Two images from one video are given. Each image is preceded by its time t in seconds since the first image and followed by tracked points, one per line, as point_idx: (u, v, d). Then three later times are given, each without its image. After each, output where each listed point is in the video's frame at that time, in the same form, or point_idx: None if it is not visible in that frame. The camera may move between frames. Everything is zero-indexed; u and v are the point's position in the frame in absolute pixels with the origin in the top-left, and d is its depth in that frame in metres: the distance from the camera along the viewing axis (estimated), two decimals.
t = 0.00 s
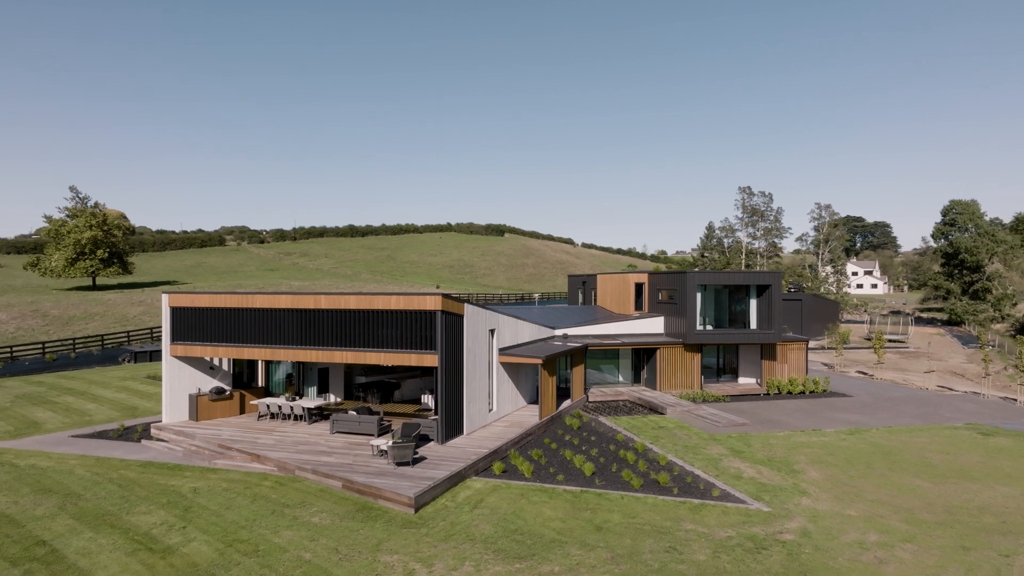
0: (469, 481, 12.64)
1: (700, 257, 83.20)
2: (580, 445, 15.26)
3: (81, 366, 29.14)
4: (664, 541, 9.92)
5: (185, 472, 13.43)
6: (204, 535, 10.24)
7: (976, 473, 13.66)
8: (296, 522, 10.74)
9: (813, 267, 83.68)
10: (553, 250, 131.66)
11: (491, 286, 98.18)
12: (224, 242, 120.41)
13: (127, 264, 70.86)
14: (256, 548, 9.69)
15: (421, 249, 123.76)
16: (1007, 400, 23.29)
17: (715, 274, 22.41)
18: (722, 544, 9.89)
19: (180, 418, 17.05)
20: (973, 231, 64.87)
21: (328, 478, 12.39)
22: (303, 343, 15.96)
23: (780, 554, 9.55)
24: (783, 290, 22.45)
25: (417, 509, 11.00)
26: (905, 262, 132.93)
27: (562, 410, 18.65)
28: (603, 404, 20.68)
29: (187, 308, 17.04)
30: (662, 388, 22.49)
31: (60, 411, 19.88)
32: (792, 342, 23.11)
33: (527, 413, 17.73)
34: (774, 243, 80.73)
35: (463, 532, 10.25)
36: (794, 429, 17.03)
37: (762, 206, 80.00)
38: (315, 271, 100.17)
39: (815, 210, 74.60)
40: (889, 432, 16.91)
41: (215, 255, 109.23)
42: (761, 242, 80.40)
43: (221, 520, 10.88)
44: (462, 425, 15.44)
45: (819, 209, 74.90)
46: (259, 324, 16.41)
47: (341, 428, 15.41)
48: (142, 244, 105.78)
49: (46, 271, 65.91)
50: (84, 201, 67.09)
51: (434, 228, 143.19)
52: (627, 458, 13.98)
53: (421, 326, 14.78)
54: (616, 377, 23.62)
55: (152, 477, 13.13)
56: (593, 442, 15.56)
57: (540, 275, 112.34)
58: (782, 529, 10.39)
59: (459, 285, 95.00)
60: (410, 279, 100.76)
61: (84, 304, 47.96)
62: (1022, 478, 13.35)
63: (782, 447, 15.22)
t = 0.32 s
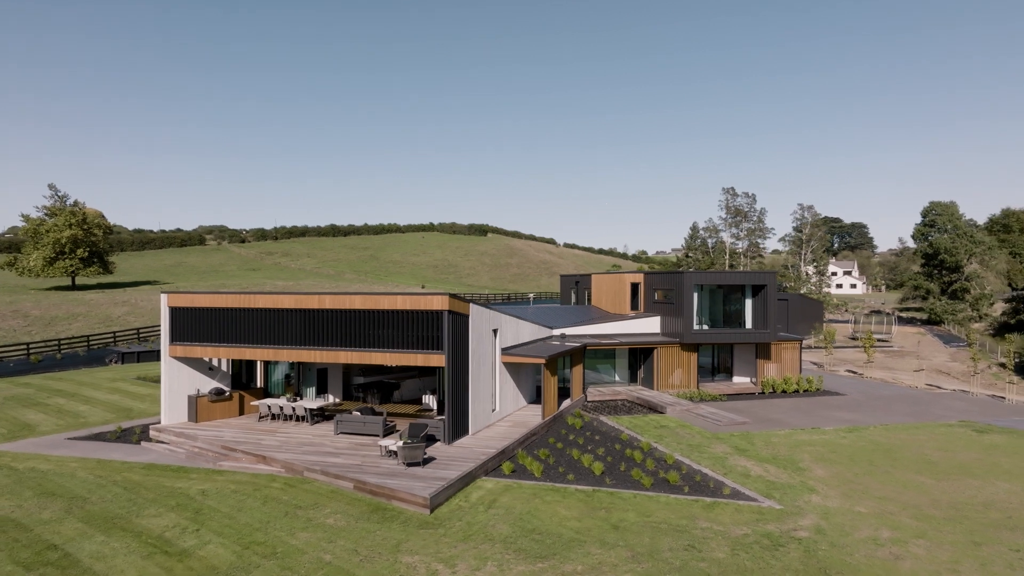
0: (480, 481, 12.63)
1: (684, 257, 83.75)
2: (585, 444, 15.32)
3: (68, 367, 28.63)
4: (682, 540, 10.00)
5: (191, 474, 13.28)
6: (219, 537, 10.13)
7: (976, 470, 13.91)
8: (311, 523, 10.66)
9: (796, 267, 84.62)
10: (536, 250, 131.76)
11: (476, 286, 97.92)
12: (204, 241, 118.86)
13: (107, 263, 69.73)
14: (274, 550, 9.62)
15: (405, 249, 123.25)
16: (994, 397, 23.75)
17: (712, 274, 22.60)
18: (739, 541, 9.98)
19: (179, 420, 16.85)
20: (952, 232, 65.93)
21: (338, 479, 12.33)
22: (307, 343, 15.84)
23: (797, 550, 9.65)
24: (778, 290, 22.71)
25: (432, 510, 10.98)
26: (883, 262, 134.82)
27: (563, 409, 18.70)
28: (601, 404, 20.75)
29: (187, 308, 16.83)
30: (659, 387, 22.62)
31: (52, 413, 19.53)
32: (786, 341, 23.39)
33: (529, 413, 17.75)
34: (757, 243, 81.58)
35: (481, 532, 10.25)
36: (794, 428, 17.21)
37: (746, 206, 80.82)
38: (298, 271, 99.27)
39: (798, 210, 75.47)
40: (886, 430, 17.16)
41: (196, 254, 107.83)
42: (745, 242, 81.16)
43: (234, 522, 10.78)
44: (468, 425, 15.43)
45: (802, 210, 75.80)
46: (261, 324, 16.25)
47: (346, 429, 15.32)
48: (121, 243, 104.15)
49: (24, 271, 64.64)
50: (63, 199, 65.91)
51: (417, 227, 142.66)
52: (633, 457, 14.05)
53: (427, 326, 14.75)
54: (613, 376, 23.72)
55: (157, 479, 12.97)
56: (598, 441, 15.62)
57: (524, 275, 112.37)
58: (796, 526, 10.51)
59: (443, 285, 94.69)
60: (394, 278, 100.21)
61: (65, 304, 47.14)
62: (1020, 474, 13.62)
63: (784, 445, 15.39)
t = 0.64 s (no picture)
0: (493, 482, 12.62)
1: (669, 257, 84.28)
2: (592, 444, 15.36)
3: (56, 369, 28.14)
4: (702, 538, 10.07)
5: (198, 475, 13.13)
6: (237, 540, 10.03)
7: (978, 466, 14.16)
8: (329, 525, 10.59)
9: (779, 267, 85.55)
10: (520, 250, 131.85)
11: (462, 286, 97.76)
12: (185, 241, 117.37)
13: (88, 263, 68.67)
14: (295, 553, 9.55)
15: (389, 249, 122.77)
16: (984, 395, 24.22)
17: (711, 274, 22.77)
18: (758, 539, 10.08)
19: (180, 422, 16.63)
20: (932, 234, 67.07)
21: (351, 480, 12.26)
22: (312, 344, 15.73)
23: (817, 548, 9.76)
24: (775, 290, 22.92)
25: (450, 510, 10.97)
26: (860, 263, 136.96)
27: (566, 409, 18.74)
28: (602, 404, 20.80)
29: (189, 308, 16.63)
30: (657, 387, 22.75)
31: (47, 416, 19.16)
32: (783, 340, 23.64)
33: (533, 413, 17.77)
34: (742, 243, 82.43)
35: (502, 532, 10.25)
36: (796, 426, 17.39)
37: (730, 207, 81.59)
38: (282, 271, 98.42)
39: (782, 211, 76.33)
40: (885, 427, 17.41)
41: (177, 254, 106.46)
42: (730, 242, 81.97)
43: (250, 524, 10.68)
44: (475, 425, 15.41)
45: (786, 211, 76.69)
46: (266, 325, 16.11)
47: (352, 430, 15.22)
48: (100, 242, 102.61)
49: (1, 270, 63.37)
50: (43, 198, 64.76)
51: (401, 227, 142.15)
52: (642, 456, 14.12)
53: (436, 326, 14.71)
54: (611, 376, 23.81)
55: (165, 481, 12.80)
56: (604, 441, 15.67)
57: (509, 275, 112.39)
58: (812, 524, 10.63)
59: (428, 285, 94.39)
60: (378, 279, 99.67)
61: (47, 304, 46.32)
62: (1021, 470, 13.89)
63: (789, 444, 15.55)
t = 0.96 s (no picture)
0: (507, 482, 12.62)
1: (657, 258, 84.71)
2: (600, 444, 15.39)
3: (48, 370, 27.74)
4: (723, 536, 10.14)
5: (209, 477, 13.02)
6: (257, 542, 9.96)
7: (981, 464, 14.40)
8: (349, 526, 10.54)
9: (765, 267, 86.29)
10: (507, 251, 131.84)
11: (450, 286, 97.40)
12: (168, 240, 116.04)
13: (72, 263, 67.76)
14: (319, 555, 9.49)
15: (375, 249, 122.26)
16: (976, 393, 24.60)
17: (711, 274, 22.90)
18: (778, 536, 10.17)
19: (184, 424, 16.47)
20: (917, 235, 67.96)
21: (366, 482, 12.21)
22: (320, 344, 15.64)
23: (837, 545, 9.87)
24: (773, 290, 23.10)
25: (469, 511, 10.97)
26: (843, 263, 138.50)
27: (570, 409, 18.77)
28: (604, 403, 20.85)
29: (193, 308, 16.44)
30: (658, 387, 22.86)
31: (44, 418, 18.88)
32: (780, 340, 23.89)
33: (539, 413, 17.78)
34: (729, 244, 83.11)
35: (523, 532, 10.26)
36: (799, 425, 17.55)
37: (718, 207, 82.21)
38: (268, 271, 97.65)
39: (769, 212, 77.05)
40: (887, 426, 17.63)
41: (160, 254, 105.20)
42: (718, 242, 82.65)
43: (268, 526, 10.60)
44: (484, 426, 15.40)
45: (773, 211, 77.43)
46: (272, 325, 15.98)
47: (361, 431, 15.15)
48: (82, 242, 101.16)
49: None
50: (25, 197, 63.79)
51: (387, 227, 141.64)
52: (653, 456, 14.19)
53: (446, 326, 14.69)
54: (611, 375, 23.90)
55: (176, 484, 12.68)
56: (613, 441, 15.71)
57: (497, 275, 112.34)
58: (829, 521, 10.74)
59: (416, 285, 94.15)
60: (365, 279, 99.21)
61: (32, 304, 45.62)
62: None
63: (795, 443, 15.70)
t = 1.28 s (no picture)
0: (523, 481, 12.62)
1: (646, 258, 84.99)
2: (610, 444, 15.42)
3: (41, 372, 27.33)
4: (745, 535, 10.22)
5: (221, 479, 12.91)
6: (280, 544, 9.89)
7: (986, 461, 14.61)
8: (370, 527, 10.49)
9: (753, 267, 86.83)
10: (494, 251, 131.66)
11: (438, 286, 97.03)
12: (151, 239, 114.64)
13: (55, 263, 66.74)
14: (344, 557, 9.43)
15: (362, 249, 121.60)
16: (971, 391, 24.93)
17: (712, 274, 23.05)
18: (799, 534, 10.25)
19: (189, 425, 16.31)
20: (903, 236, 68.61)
21: (383, 483, 12.16)
22: (329, 344, 15.57)
23: (858, 542, 9.97)
24: (773, 290, 23.31)
25: (490, 511, 10.97)
26: (827, 263, 139.75)
27: (576, 409, 18.79)
28: (607, 403, 20.88)
29: (200, 308, 16.28)
30: (659, 386, 22.94)
31: (44, 420, 18.60)
32: (779, 339, 24.08)
33: (545, 413, 17.80)
34: (717, 244, 83.58)
35: (546, 532, 10.27)
36: (804, 424, 17.69)
37: (706, 207, 82.60)
38: (254, 271, 96.72)
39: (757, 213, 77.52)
40: (889, 424, 17.83)
41: (143, 254, 103.87)
42: (706, 242, 83.04)
43: (288, 528, 10.53)
44: (494, 426, 15.39)
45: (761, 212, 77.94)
46: (280, 325, 15.88)
47: (370, 431, 15.07)
48: (65, 241, 99.67)
49: None
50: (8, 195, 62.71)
51: (374, 227, 140.96)
52: (665, 455, 14.25)
53: (457, 326, 14.68)
54: (611, 375, 23.98)
55: (188, 486, 12.56)
56: (622, 440, 15.75)
57: (485, 275, 112.16)
58: (847, 519, 10.85)
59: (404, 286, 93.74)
60: (353, 279, 98.59)
61: (18, 304, 44.88)
62: None
63: (802, 441, 15.84)
